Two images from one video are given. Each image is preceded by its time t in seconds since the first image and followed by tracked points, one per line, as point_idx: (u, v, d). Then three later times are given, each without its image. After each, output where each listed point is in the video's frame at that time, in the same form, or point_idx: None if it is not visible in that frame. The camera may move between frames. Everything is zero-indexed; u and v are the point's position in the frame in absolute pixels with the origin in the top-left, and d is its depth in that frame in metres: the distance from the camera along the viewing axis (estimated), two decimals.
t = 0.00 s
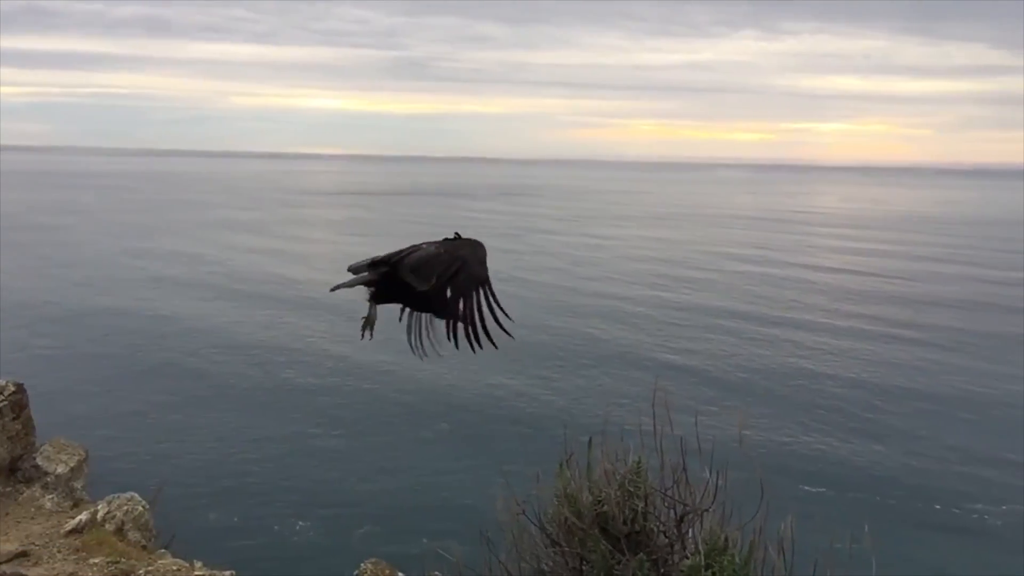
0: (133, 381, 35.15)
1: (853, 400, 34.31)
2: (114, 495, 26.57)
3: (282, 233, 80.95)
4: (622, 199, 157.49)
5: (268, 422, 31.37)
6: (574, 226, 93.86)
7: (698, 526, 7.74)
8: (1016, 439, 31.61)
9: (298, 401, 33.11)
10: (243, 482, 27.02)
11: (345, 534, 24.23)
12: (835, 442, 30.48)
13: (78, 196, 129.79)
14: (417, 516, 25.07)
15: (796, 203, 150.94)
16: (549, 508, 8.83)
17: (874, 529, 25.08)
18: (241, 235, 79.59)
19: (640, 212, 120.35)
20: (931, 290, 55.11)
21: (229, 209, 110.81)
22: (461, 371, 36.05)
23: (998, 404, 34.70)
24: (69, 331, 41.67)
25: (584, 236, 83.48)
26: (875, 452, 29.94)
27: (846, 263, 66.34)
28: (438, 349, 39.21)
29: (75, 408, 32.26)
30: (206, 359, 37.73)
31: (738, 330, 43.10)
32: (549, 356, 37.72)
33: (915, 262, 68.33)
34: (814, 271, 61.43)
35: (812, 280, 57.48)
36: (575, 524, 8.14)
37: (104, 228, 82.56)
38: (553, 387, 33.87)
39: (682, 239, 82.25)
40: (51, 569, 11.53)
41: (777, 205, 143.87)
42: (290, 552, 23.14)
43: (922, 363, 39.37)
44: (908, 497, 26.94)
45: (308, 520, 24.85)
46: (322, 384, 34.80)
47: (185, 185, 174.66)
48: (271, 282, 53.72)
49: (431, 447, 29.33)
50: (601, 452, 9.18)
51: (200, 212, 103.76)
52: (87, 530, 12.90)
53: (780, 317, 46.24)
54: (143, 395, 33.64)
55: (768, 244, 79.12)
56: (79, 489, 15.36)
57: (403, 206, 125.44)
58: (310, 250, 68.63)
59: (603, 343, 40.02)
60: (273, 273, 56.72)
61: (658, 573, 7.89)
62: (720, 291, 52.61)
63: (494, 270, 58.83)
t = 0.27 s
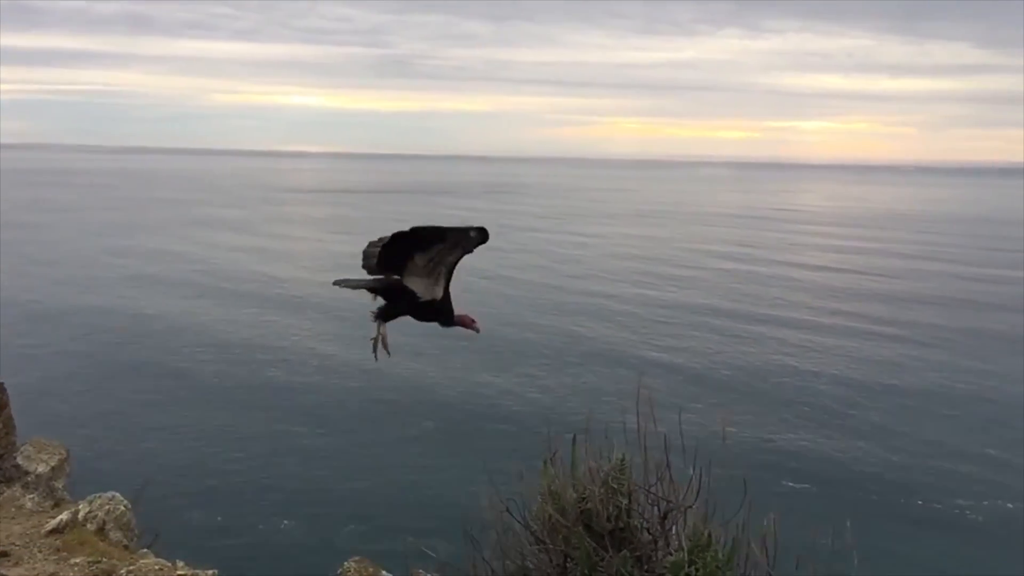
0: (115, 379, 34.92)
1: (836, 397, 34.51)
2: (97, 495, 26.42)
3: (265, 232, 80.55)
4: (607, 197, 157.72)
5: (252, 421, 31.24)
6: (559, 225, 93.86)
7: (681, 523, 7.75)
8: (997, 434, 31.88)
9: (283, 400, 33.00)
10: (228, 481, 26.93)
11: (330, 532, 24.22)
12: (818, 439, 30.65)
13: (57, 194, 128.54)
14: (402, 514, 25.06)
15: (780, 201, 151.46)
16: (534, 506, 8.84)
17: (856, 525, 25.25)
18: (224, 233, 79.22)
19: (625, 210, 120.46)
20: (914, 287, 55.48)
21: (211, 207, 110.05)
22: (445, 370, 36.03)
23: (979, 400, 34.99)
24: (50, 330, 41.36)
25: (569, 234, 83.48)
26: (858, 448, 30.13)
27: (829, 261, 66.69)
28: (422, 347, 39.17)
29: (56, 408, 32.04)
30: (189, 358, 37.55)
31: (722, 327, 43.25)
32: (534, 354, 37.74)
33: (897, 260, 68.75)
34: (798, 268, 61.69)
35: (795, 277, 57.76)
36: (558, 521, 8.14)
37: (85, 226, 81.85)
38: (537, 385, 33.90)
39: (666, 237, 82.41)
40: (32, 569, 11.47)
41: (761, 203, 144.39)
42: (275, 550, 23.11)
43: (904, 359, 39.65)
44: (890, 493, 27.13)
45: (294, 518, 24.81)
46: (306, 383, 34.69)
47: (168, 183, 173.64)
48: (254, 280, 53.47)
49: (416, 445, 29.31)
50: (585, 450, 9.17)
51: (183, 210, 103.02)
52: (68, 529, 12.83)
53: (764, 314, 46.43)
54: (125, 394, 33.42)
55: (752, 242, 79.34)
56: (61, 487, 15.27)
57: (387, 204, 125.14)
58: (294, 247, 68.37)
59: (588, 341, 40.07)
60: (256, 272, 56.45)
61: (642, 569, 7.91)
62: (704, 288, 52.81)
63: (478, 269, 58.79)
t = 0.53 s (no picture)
0: (94, 378, 34.69)
1: (817, 393, 34.71)
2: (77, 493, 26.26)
3: (246, 229, 80.20)
4: (590, 194, 158.01)
5: (234, 418, 31.14)
6: (542, 222, 93.92)
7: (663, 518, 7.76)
8: (976, 429, 32.17)
9: (264, 397, 32.93)
10: (209, 479, 26.84)
11: (313, 529, 24.19)
12: (800, 435, 30.82)
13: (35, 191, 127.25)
14: (386, 512, 25.02)
15: (762, 199, 152.25)
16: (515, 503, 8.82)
17: (837, 520, 25.42)
18: (205, 230, 78.77)
19: (607, 207, 120.68)
20: (894, 284, 55.91)
21: (192, 204, 109.43)
22: (428, 367, 36.05)
23: (958, 396, 35.30)
24: (29, 328, 41.03)
25: (552, 231, 83.63)
26: (839, 444, 30.33)
27: (810, 258, 67.04)
28: (405, 345, 39.09)
29: (34, 407, 31.80)
30: (170, 356, 37.38)
31: (704, 324, 43.40)
32: (516, 351, 37.82)
33: (877, 257, 69.22)
34: (779, 265, 62.01)
35: (777, 274, 58.04)
36: (540, 518, 8.12)
37: (63, 224, 81.18)
38: (520, 382, 33.99)
39: (648, 234, 82.64)
40: (9, 569, 11.37)
41: (743, 200, 145.06)
42: (257, 548, 23.06)
43: (884, 356, 40.00)
44: (871, 489, 27.32)
45: (276, 516, 24.75)
46: (288, 380, 34.56)
47: (150, 180, 172.64)
48: (235, 278, 53.26)
49: (399, 442, 29.31)
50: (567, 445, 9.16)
51: (163, 208, 102.43)
52: (46, 529, 12.72)
53: (745, 311, 46.69)
54: (104, 392, 33.23)
55: (734, 239, 79.77)
56: (38, 486, 15.17)
57: (370, 201, 124.96)
58: (276, 245, 68.10)
59: (570, 338, 40.19)
60: (237, 269, 56.23)
61: (624, 566, 7.91)
62: (685, 285, 53.06)
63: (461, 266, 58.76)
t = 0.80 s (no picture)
0: (72, 375, 34.43)
1: (796, 389, 34.92)
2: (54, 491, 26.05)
3: (226, 225, 79.72)
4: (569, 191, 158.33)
5: (214, 415, 31.00)
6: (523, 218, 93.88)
7: (644, 514, 7.77)
8: (952, 423, 32.49)
9: (244, 394, 32.80)
10: (189, 476, 26.69)
11: (294, 526, 24.11)
12: (779, 429, 31.00)
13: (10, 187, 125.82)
14: (367, 508, 25.00)
15: (742, 195, 152.96)
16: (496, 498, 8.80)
17: (816, 514, 25.62)
18: (184, 226, 78.28)
19: (588, 204, 120.80)
20: (872, 280, 56.33)
21: (171, 200, 108.58)
22: (408, 363, 36.02)
23: (935, 391, 35.64)
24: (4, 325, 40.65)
25: (533, 227, 83.64)
26: (818, 439, 30.52)
27: (789, 254, 67.47)
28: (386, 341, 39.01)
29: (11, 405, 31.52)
30: (148, 353, 37.14)
31: (684, 319, 43.56)
32: (497, 347, 37.85)
33: (856, 253, 69.70)
34: (759, 261, 62.31)
35: (756, 270, 58.37)
36: (521, 514, 8.12)
37: (40, 220, 80.38)
38: (501, 378, 34.02)
39: (630, 230, 82.80)
40: None
41: (721, 196, 145.96)
42: (238, 546, 22.96)
43: (862, 351, 40.30)
44: (849, 483, 27.53)
45: (257, 513, 24.64)
46: (268, 377, 34.40)
47: (128, 174, 171.15)
48: (215, 274, 52.96)
49: (380, 439, 29.28)
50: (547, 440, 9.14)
51: (141, 203, 101.59)
52: (22, 527, 12.60)
53: (725, 307, 46.91)
54: (82, 389, 32.98)
55: (714, 235, 80.07)
56: (14, 484, 15.02)
57: (350, 197, 124.44)
58: (255, 241, 67.75)
59: (551, 334, 40.25)
60: (217, 266, 55.92)
61: (604, 560, 7.93)
62: (666, 281, 53.23)
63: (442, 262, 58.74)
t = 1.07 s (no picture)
0: (50, 372, 34.14)
1: (776, 384, 35.13)
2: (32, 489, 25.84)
3: (205, 221, 79.19)
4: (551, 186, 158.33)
5: (194, 412, 30.84)
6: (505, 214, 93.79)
7: (625, 510, 7.75)
8: (930, 417, 32.80)
9: (224, 391, 32.65)
10: (169, 474, 26.56)
11: (275, 523, 24.03)
12: (759, 424, 31.20)
13: None
14: (349, 505, 24.96)
15: (723, 191, 153.55)
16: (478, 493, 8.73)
17: (796, 508, 25.83)
18: (164, 221, 77.77)
19: (570, 200, 120.79)
20: (851, 275, 56.69)
21: (150, 196, 107.68)
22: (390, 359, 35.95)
23: (913, 385, 35.96)
24: None
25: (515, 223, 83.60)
26: (798, 434, 30.74)
27: (769, 250, 67.80)
28: (367, 337, 38.94)
29: None
30: (127, 350, 36.88)
31: (665, 315, 43.72)
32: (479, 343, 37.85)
33: (835, 249, 70.14)
34: (740, 257, 62.57)
35: (736, 266, 58.64)
36: (502, 509, 8.05)
37: (16, 216, 79.53)
38: (483, 374, 34.02)
39: (611, 226, 82.91)
40: None
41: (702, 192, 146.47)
42: (219, 544, 22.87)
43: (842, 346, 40.58)
44: (829, 477, 27.76)
45: (237, 510, 24.55)
46: (249, 374, 34.26)
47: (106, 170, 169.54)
48: (194, 270, 52.63)
49: (361, 435, 29.24)
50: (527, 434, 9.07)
51: (119, 199, 100.71)
52: None
53: (706, 302, 47.10)
54: (59, 387, 32.71)
55: (695, 231, 80.33)
56: None
57: (330, 193, 123.89)
58: (235, 238, 67.37)
59: (533, 329, 40.29)
60: (196, 262, 55.56)
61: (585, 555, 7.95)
62: (647, 277, 53.36)
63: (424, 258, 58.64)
